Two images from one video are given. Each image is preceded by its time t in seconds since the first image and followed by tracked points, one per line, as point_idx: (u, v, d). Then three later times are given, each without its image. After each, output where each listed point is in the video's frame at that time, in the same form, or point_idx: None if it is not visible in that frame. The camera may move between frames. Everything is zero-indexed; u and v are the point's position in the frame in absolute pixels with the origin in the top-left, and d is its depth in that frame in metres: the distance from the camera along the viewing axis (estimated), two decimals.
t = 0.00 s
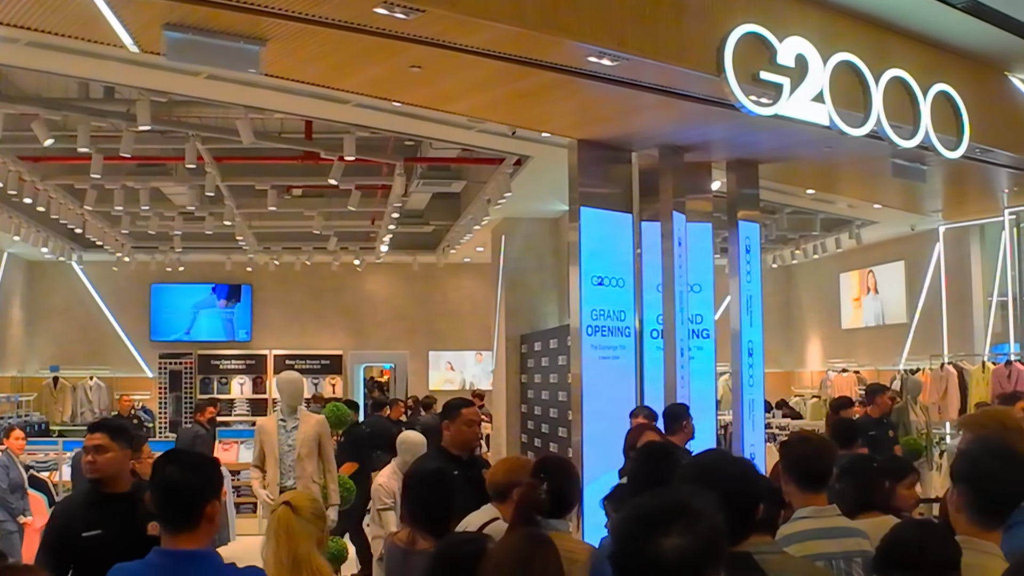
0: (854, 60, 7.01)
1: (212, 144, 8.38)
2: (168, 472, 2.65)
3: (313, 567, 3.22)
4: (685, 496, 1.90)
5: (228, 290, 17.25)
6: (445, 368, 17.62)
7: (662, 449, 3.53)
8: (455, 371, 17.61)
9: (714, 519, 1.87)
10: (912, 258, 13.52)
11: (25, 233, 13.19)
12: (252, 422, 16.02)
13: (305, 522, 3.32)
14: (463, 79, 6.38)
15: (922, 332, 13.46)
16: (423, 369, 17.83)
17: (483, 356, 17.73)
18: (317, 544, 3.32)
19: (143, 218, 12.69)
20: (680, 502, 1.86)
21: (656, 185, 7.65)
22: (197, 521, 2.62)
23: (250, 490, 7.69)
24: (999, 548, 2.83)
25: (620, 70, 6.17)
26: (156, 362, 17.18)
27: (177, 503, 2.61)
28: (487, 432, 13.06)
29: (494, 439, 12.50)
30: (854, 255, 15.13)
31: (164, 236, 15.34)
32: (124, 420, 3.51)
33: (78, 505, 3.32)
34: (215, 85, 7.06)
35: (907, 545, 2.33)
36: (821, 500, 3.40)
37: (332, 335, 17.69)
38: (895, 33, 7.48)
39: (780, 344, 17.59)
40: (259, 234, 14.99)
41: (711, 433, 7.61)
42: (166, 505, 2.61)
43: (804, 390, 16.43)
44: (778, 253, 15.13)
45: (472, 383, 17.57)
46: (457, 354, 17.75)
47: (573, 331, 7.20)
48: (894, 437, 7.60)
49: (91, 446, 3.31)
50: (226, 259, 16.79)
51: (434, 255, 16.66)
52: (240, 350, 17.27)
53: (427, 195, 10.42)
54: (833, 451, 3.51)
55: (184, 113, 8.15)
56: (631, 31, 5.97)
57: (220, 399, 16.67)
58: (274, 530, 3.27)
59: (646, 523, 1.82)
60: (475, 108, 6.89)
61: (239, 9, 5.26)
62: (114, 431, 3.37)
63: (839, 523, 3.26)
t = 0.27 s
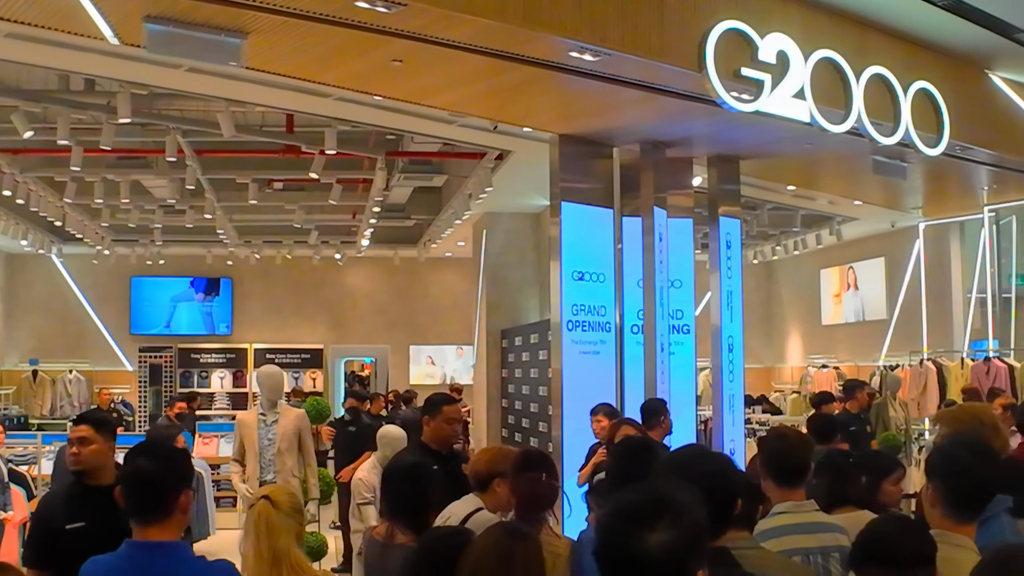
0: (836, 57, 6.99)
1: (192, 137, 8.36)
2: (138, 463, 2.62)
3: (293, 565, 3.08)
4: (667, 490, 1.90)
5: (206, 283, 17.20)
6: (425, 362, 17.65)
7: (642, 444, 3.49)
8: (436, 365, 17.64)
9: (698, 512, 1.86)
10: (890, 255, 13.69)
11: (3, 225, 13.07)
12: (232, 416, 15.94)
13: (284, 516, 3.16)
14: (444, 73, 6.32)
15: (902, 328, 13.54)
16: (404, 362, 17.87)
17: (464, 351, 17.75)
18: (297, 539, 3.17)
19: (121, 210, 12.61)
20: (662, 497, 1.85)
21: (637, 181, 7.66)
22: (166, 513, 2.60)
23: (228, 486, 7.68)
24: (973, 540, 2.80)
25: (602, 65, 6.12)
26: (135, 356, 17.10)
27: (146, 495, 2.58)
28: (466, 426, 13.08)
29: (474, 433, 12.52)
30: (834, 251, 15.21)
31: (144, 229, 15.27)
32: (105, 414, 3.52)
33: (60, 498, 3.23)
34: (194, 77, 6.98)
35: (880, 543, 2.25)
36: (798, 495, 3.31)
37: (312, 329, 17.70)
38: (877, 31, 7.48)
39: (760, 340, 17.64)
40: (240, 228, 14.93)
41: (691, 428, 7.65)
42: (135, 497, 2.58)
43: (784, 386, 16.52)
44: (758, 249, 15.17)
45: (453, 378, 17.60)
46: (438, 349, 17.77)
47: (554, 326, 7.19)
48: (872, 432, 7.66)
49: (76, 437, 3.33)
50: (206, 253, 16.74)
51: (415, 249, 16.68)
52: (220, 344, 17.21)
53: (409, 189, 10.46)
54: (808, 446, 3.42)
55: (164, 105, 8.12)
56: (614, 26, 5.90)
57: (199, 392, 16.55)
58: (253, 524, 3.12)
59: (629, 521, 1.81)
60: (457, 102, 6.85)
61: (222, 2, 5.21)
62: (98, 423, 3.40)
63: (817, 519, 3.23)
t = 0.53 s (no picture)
0: (820, 54, 6.95)
1: (176, 131, 8.34)
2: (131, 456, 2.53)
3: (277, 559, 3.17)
4: (663, 484, 1.93)
5: (189, 277, 17.13)
6: (409, 358, 17.64)
7: (624, 440, 3.38)
8: (419, 360, 17.63)
9: (696, 504, 1.89)
10: (873, 252, 13.74)
11: None
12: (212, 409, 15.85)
13: (270, 511, 3.27)
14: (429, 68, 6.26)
15: (884, 325, 13.60)
16: (387, 358, 17.82)
17: (448, 346, 17.74)
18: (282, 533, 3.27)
19: (104, 204, 12.54)
20: (660, 491, 1.88)
21: (620, 176, 7.66)
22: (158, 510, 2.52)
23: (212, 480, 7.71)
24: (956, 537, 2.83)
25: (587, 61, 6.07)
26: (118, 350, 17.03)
27: (139, 487, 2.50)
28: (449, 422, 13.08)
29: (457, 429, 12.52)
30: (817, 248, 15.27)
31: (127, 222, 15.19)
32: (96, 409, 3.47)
33: (49, 492, 3.22)
34: (176, 71, 6.90)
35: (859, 536, 2.29)
36: (780, 491, 3.30)
37: (295, 324, 17.66)
38: (863, 30, 7.48)
39: (743, 337, 17.67)
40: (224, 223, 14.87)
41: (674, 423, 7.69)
42: (131, 491, 2.49)
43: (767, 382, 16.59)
44: (742, 245, 15.18)
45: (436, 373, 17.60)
46: (422, 344, 17.76)
47: (537, 322, 7.20)
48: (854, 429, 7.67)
49: (65, 430, 3.27)
50: (188, 246, 16.68)
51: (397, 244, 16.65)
52: (204, 339, 17.16)
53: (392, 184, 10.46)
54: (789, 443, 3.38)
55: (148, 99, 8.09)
56: (599, 22, 5.87)
57: (182, 386, 16.59)
58: (240, 518, 3.23)
59: (627, 516, 1.84)
60: (442, 97, 6.81)
61: None
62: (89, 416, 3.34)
63: (796, 515, 3.22)
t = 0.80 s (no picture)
0: (808, 52, 6.93)
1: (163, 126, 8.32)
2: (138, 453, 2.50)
3: (268, 553, 3.23)
4: (665, 476, 1.88)
5: (176, 272, 17.10)
6: (396, 353, 17.64)
7: (610, 437, 3.28)
8: (406, 356, 17.64)
9: (699, 497, 1.85)
10: (860, 250, 13.76)
11: None
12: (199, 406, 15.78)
13: (259, 506, 3.32)
14: (418, 64, 6.22)
15: (871, 322, 13.63)
16: (373, 354, 17.81)
17: (434, 342, 17.74)
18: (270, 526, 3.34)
19: (90, 199, 12.49)
20: (663, 483, 1.83)
21: (608, 173, 7.66)
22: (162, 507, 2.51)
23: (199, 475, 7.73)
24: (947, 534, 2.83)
25: (575, 57, 6.06)
26: (104, 346, 16.95)
27: (146, 483, 2.48)
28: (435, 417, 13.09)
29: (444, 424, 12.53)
30: (804, 246, 15.29)
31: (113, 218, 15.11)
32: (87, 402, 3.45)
33: (38, 487, 3.22)
34: (163, 65, 6.84)
35: (845, 532, 2.30)
36: (765, 488, 3.30)
37: (282, 320, 17.62)
38: (851, 28, 7.47)
39: (730, 333, 17.71)
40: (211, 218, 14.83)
41: (661, 420, 7.71)
42: (141, 486, 2.47)
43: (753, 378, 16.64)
44: (729, 243, 15.17)
45: (423, 369, 17.59)
46: (409, 340, 17.75)
47: (524, 318, 7.21)
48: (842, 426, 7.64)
49: (56, 425, 3.25)
50: (175, 242, 16.61)
51: (384, 240, 16.61)
52: (191, 334, 17.12)
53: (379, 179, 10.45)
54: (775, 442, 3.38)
55: (134, 93, 8.05)
56: (587, 19, 5.85)
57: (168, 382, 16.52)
58: (230, 512, 3.28)
59: (632, 509, 1.78)
60: (430, 94, 6.79)
61: None
62: (79, 412, 3.32)
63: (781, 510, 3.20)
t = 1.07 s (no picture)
0: (799, 50, 6.91)
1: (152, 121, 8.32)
2: (150, 451, 2.56)
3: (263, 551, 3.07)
4: (658, 473, 1.87)
5: (167, 268, 17.09)
6: (385, 350, 17.59)
7: (599, 434, 3.23)
8: (395, 354, 17.59)
9: (692, 493, 1.84)
10: (849, 248, 13.78)
11: None
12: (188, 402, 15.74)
13: (251, 501, 3.18)
14: (409, 60, 6.20)
15: (860, 320, 13.67)
16: (363, 350, 17.80)
17: (423, 339, 17.73)
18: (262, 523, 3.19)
19: (79, 194, 12.46)
20: (658, 480, 1.83)
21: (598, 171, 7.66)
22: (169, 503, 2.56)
23: (188, 473, 7.73)
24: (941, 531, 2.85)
25: (566, 54, 6.04)
26: (93, 342, 16.91)
27: (159, 478, 2.54)
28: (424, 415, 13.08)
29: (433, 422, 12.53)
30: (793, 244, 15.32)
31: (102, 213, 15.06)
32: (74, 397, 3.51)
33: (29, 482, 3.29)
34: (153, 60, 6.78)
35: (833, 529, 2.29)
36: (754, 485, 3.29)
37: (271, 316, 17.60)
38: (841, 26, 7.48)
39: (718, 331, 17.74)
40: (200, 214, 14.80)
41: (650, 417, 7.72)
42: (156, 481, 2.53)
43: (743, 376, 16.67)
44: (719, 240, 15.18)
45: (412, 366, 17.58)
46: (397, 337, 17.73)
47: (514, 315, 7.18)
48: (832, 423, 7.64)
49: (47, 422, 3.28)
50: (164, 238, 16.57)
51: (374, 237, 16.59)
52: (180, 330, 17.09)
53: (368, 175, 10.47)
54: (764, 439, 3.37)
55: (123, 89, 8.04)
56: (578, 16, 5.84)
57: (157, 378, 16.46)
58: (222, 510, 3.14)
59: (629, 504, 1.77)
60: (420, 91, 6.77)
61: None
62: (70, 408, 3.35)
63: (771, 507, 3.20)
